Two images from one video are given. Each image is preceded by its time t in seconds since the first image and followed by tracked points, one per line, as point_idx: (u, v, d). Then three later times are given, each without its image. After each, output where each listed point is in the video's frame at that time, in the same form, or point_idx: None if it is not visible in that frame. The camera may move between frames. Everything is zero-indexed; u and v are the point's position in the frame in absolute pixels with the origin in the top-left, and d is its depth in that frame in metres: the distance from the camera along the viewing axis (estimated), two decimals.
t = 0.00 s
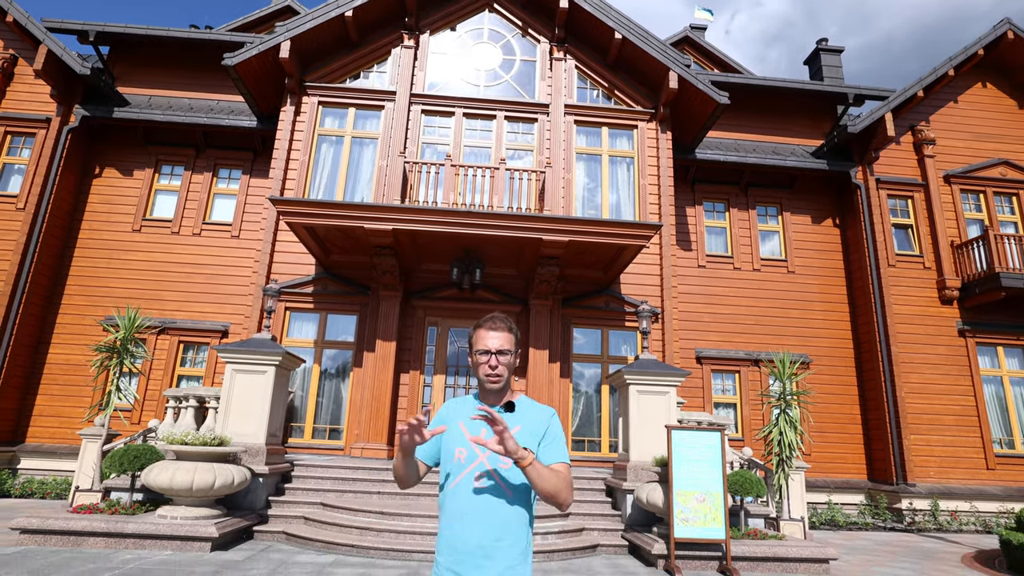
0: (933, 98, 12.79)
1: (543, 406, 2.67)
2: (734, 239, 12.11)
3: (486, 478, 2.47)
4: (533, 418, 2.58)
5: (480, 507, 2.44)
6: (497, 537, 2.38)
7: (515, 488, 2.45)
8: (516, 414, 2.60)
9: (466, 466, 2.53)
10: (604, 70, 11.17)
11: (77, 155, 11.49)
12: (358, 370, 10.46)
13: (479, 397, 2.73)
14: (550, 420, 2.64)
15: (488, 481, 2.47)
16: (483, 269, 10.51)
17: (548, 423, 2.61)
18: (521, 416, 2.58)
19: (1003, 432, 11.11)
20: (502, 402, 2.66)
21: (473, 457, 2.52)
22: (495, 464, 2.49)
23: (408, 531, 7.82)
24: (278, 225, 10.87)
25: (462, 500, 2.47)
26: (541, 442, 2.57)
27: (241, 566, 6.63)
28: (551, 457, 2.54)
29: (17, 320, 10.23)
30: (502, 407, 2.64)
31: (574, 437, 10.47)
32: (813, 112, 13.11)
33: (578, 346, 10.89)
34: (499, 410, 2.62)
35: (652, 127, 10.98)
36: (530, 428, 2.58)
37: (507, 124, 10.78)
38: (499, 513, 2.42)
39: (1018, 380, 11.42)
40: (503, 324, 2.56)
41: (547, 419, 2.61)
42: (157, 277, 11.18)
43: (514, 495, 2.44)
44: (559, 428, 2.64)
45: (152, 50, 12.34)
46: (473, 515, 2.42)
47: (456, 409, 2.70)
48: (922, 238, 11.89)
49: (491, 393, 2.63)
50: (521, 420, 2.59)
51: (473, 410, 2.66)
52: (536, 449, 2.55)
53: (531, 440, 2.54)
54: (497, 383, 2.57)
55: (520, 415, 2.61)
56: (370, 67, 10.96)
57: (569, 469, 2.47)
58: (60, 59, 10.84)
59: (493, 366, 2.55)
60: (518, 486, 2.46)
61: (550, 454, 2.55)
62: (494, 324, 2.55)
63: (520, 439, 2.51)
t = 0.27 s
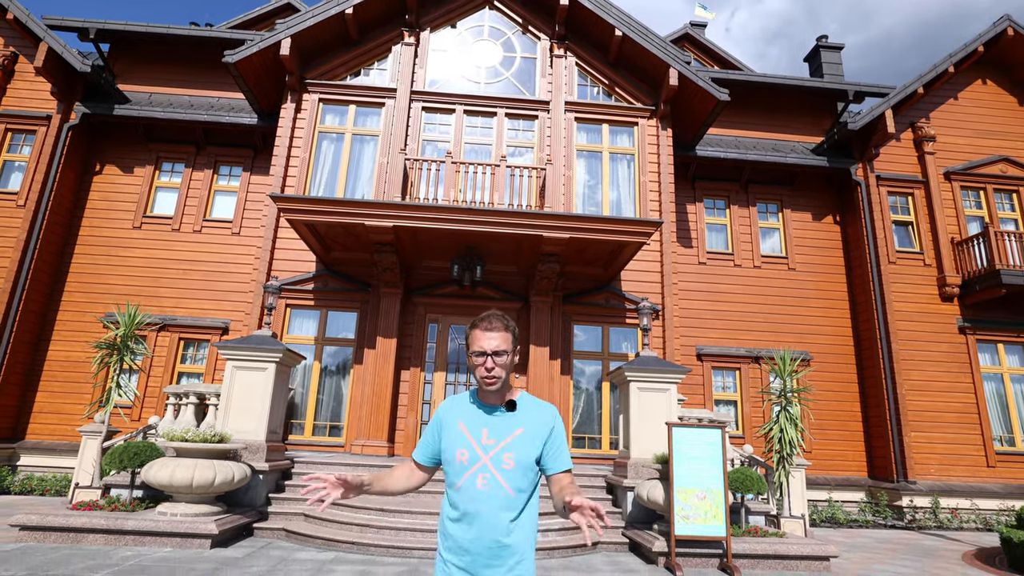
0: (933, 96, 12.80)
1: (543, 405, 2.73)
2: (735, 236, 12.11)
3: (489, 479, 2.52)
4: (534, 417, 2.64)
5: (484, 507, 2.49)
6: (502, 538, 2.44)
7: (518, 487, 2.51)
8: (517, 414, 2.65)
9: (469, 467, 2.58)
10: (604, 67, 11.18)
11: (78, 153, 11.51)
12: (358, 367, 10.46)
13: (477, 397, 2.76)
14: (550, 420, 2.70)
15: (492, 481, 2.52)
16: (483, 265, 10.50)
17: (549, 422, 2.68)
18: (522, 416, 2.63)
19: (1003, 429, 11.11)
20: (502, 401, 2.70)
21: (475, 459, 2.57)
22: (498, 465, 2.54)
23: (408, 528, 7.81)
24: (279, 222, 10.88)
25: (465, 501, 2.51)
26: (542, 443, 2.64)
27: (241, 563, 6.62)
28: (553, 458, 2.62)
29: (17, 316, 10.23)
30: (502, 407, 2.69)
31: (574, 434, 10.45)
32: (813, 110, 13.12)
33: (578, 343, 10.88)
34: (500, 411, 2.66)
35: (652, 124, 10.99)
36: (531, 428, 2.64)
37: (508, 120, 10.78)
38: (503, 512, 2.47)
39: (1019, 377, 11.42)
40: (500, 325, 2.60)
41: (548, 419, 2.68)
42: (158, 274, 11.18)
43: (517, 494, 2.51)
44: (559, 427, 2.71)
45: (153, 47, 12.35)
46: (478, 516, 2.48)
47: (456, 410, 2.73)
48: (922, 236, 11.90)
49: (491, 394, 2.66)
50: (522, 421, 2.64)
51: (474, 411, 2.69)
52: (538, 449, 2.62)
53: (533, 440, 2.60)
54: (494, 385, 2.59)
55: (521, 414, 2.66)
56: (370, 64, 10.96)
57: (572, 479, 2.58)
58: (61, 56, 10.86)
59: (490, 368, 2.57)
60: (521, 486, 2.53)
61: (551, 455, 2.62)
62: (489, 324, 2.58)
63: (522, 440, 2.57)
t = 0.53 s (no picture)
0: (933, 95, 12.83)
1: (543, 405, 2.70)
2: (735, 234, 12.12)
3: (488, 479, 2.51)
4: (533, 416, 2.62)
5: (483, 508, 2.48)
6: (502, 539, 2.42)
7: (518, 488, 2.50)
8: (516, 414, 2.63)
9: (469, 467, 2.57)
10: (605, 66, 11.20)
11: (79, 150, 11.52)
12: (357, 365, 10.45)
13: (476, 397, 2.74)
14: (551, 420, 2.68)
15: (491, 482, 2.51)
16: (484, 263, 10.52)
17: (549, 423, 2.66)
18: (521, 416, 2.61)
19: (1003, 428, 11.11)
20: (501, 401, 2.66)
21: (475, 459, 2.56)
22: (498, 465, 2.53)
23: (408, 526, 7.78)
24: (279, 220, 10.89)
25: (464, 501, 2.50)
26: (543, 443, 2.61)
27: (240, 562, 6.59)
28: (553, 458, 2.59)
29: (17, 313, 10.22)
30: (501, 407, 2.66)
31: (574, 432, 10.44)
32: (813, 109, 13.15)
33: (579, 341, 10.89)
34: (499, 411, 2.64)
35: (652, 123, 11.02)
36: (531, 428, 2.62)
37: (508, 118, 10.80)
38: (501, 513, 2.46)
39: (1019, 375, 11.42)
40: (496, 326, 2.57)
41: (548, 420, 2.65)
42: (158, 271, 11.17)
43: (517, 495, 2.49)
44: (560, 428, 2.68)
45: (154, 45, 12.37)
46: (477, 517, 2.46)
47: (457, 410, 2.73)
48: (922, 234, 11.91)
49: (490, 394, 2.63)
50: (522, 421, 2.62)
51: (474, 411, 2.68)
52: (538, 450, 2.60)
53: (533, 440, 2.58)
54: (489, 386, 2.56)
55: (521, 415, 2.64)
56: (371, 62, 10.99)
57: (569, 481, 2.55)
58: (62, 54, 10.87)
59: (483, 369, 2.54)
60: (521, 486, 2.51)
61: (551, 455, 2.60)
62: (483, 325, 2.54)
63: (521, 440, 2.56)
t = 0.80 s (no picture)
0: (931, 95, 12.88)
1: (543, 402, 2.65)
2: (735, 233, 12.14)
3: (486, 475, 2.45)
4: (533, 413, 2.56)
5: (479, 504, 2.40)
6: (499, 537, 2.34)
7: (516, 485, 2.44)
8: (516, 412, 2.56)
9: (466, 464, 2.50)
10: (605, 65, 11.22)
11: (78, 149, 11.50)
12: (357, 364, 10.43)
13: (477, 393, 2.69)
14: (550, 416, 2.62)
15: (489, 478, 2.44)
16: (483, 262, 10.52)
17: (549, 419, 2.60)
18: (521, 413, 2.55)
19: (1002, 427, 11.13)
20: (502, 398, 2.62)
21: (473, 454, 2.50)
22: (495, 461, 2.47)
23: (408, 525, 7.76)
24: (279, 218, 10.89)
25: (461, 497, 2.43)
26: (540, 439, 2.55)
27: (239, 562, 6.57)
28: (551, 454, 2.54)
29: (16, 311, 10.19)
30: (501, 404, 2.61)
31: (574, 431, 10.44)
32: (812, 109, 13.18)
33: (578, 340, 10.89)
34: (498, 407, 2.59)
35: (652, 122, 11.05)
36: (530, 424, 2.56)
37: (508, 117, 10.82)
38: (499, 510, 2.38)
39: (1018, 375, 11.46)
40: (503, 321, 2.54)
41: (547, 417, 2.59)
42: (158, 270, 11.15)
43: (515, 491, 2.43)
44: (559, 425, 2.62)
45: (154, 43, 12.37)
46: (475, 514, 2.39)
47: (455, 406, 2.68)
48: (922, 234, 11.95)
49: (492, 390, 2.59)
50: (521, 417, 2.57)
51: (473, 406, 2.63)
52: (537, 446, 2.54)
53: (532, 436, 2.53)
54: (495, 380, 2.54)
55: (520, 412, 2.58)
56: (372, 60, 11.00)
57: (564, 477, 2.46)
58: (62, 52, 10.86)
59: (492, 363, 2.53)
60: (519, 483, 2.45)
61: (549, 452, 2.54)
62: (493, 320, 2.53)
63: (520, 436, 2.50)
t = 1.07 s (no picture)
0: (929, 95, 12.94)
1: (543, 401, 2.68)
2: (734, 233, 12.17)
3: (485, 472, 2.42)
4: (533, 410, 2.58)
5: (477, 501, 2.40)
6: (499, 534, 2.34)
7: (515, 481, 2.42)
8: (515, 410, 2.57)
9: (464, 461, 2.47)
10: (604, 65, 11.24)
11: (76, 147, 11.45)
12: (356, 363, 10.41)
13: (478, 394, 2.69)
14: (548, 412, 2.65)
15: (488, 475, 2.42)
16: (483, 261, 10.53)
17: (547, 418, 2.63)
18: (520, 410, 2.57)
19: (1000, 426, 11.18)
20: (502, 397, 2.63)
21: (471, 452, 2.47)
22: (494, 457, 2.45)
23: (408, 525, 7.75)
24: (279, 217, 10.87)
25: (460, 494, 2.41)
26: (538, 435, 2.57)
27: (237, 562, 6.54)
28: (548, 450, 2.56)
29: (13, 310, 10.14)
30: (501, 403, 2.61)
31: (574, 431, 10.44)
32: (811, 109, 13.23)
33: (578, 340, 10.90)
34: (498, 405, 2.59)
35: (652, 122, 11.07)
36: (529, 421, 2.58)
37: (508, 117, 10.82)
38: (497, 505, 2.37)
39: (1015, 373, 11.51)
40: (509, 321, 2.55)
41: (546, 414, 2.61)
42: (156, 269, 11.12)
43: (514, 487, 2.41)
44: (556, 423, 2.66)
45: (153, 42, 12.34)
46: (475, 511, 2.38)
47: (453, 404, 2.64)
48: (920, 233, 12.00)
49: (493, 388, 2.60)
50: (521, 415, 2.57)
51: (473, 404, 2.61)
52: (535, 443, 2.55)
53: (531, 432, 2.54)
54: (501, 380, 2.54)
55: (520, 409, 2.58)
56: (372, 60, 10.99)
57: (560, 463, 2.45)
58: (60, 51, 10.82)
59: (498, 362, 2.53)
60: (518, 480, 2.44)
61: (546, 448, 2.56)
62: (499, 320, 2.56)
63: (519, 432, 2.50)
